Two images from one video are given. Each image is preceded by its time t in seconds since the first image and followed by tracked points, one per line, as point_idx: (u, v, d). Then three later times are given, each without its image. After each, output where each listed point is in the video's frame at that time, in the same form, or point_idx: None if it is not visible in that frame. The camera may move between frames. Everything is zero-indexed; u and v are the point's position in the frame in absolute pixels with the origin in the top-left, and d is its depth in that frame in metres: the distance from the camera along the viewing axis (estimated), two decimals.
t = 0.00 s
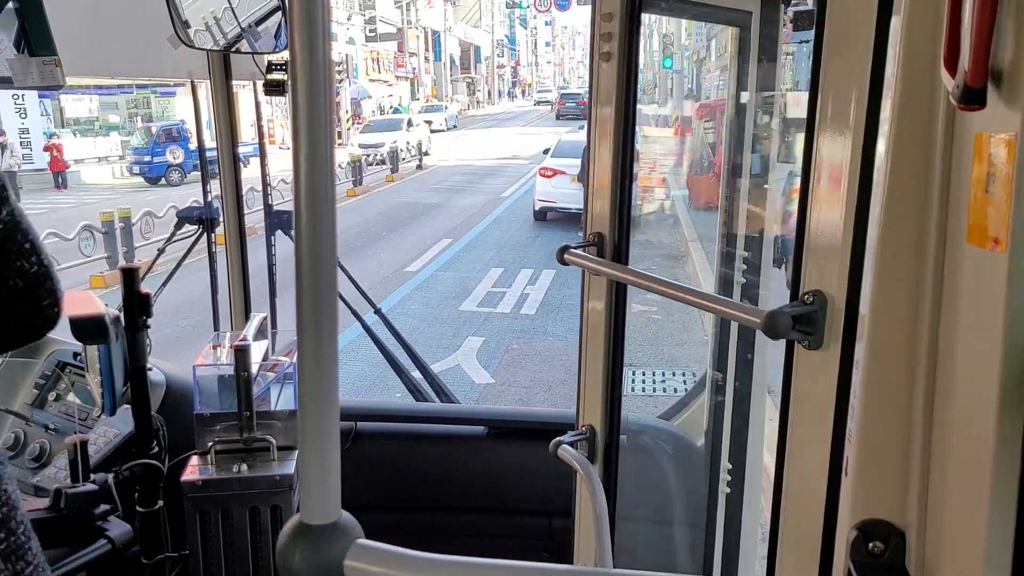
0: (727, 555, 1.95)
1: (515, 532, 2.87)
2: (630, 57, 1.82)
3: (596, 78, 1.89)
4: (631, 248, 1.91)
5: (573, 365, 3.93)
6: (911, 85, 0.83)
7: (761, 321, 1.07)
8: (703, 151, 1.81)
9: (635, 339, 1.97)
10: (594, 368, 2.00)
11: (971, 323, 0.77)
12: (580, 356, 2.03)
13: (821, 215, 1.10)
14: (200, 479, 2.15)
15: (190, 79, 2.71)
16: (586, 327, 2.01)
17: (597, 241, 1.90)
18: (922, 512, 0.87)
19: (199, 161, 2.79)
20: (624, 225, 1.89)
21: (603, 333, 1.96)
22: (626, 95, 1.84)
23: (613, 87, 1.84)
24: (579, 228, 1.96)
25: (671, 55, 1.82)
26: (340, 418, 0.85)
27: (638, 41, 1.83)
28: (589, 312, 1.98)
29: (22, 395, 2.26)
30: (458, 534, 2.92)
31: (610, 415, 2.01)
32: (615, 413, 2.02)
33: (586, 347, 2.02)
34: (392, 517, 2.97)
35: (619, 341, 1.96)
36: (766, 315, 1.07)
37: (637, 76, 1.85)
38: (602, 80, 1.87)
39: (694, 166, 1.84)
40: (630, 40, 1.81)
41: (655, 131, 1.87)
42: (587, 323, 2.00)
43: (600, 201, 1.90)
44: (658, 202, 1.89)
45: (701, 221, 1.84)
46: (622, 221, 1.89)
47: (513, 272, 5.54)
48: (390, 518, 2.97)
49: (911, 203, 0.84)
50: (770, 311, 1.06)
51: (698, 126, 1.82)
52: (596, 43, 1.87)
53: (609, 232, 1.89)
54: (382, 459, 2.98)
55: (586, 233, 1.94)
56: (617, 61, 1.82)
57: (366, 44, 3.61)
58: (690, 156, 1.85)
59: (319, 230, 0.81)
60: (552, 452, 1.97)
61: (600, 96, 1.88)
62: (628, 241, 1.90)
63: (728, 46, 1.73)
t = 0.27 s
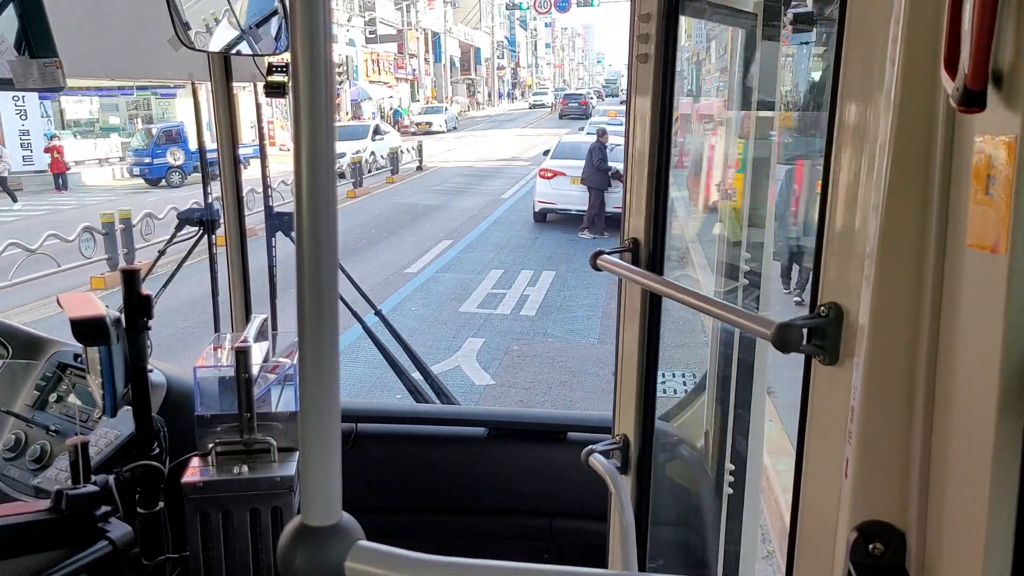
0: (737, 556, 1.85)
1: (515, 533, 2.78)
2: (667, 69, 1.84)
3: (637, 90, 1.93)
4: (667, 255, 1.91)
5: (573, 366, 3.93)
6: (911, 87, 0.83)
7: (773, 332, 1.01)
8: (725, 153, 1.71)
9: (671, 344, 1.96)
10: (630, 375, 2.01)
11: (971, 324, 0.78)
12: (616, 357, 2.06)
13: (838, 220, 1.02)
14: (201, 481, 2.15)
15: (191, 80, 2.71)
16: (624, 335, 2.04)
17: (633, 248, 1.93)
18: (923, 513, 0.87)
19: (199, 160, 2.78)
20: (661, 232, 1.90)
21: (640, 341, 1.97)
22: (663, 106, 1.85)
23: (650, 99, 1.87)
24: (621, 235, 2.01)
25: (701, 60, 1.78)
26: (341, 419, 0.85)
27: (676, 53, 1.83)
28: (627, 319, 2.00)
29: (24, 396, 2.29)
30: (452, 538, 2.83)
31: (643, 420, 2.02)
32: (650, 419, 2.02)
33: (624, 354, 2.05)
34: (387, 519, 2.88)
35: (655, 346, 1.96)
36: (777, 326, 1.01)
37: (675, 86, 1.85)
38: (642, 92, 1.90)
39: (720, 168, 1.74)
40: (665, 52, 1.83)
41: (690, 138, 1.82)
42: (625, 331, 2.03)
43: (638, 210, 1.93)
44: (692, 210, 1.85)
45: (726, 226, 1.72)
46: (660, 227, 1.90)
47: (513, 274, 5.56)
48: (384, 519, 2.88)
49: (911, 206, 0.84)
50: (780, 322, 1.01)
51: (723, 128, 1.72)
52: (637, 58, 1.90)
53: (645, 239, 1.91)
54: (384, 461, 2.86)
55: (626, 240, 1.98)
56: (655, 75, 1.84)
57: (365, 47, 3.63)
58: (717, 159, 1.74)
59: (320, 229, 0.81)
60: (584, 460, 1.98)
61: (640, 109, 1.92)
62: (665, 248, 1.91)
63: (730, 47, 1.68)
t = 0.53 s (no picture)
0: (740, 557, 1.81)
1: (515, 534, 2.75)
2: (701, 64, 1.72)
3: (673, 87, 1.83)
4: (697, 259, 1.81)
5: (572, 366, 3.94)
6: (911, 85, 0.83)
7: (779, 339, 0.96)
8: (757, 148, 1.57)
9: (701, 353, 1.89)
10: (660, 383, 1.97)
11: (972, 325, 0.77)
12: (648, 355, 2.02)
13: (852, 219, 0.97)
14: (201, 481, 2.14)
15: (190, 79, 2.71)
16: (658, 344, 2.00)
17: (663, 251, 1.85)
18: (924, 514, 0.87)
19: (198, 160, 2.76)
20: (692, 235, 1.80)
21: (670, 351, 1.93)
22: (694, 103, 1.75)
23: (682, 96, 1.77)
24: (654, 239, 1.93)
25: (731, 52, 1.66)
26: (341, 418, 0.85)
27: (709, 45, 1.72)
28: (660, 327, 1.97)
29: (22, 396, 2.31)
30: (457, 537, 2.79)
31: (672, 430, 1.96)
32: (679, 430, 1.96)
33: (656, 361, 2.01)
34: (386, 519, 2.84)
35: (686, 355, 1.90)
36: (784, 333, 0.97)
37: (709, 81, 1.73)
38: (676, 90, 1.80)
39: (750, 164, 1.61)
40: (697, 46, 1.71)
41: (723, 136, 1.70)
42: (658, 340, 1.99)
43: (670, 212, 1.84)
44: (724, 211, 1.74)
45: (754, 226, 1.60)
46: (692, 230, 1.80)
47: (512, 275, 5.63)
48: (386, 519, 2.85)
49: (910, 205, 0.84)
50: (788, 330, 0.96)
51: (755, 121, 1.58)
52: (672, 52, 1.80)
53: (675, 242, 1.82)
54: (377, 463, 2.86)
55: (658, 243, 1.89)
56: (687, 70, 1.74)
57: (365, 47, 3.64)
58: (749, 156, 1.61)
59: (319, 226, 0.81)
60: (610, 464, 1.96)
61: (674, 107, 1.82)
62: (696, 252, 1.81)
63: (731, 46, 1.67)
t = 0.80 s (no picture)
0: (740, 553, 1.79)
1: (512, 528, 2.62)
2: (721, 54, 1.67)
3: (693, 78, 1.76)
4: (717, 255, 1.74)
5: (570, 362, 3.96)
6: (910, 81, 0.83)
7: (784, 337, 0.95)
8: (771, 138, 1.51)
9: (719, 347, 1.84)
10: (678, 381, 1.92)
11: (970, 321, 0.77)
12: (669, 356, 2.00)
13: (852, 214, 0.97)
14: (200, 476, 2.12)
15: (188, 75, 2.69)
16: (676, 340, 1.96)
17: (681, 248, 1.79)
18: (922, 510, 0.87)
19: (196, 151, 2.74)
20: (713, 230, 1.73)
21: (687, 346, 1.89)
22: (714, 94, 1.68)
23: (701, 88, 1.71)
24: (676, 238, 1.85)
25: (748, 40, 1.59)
26: (340, 413, 0.85)
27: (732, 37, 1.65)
28: (677, 324, 1.94)
29: (22, 392, 2.29)
30: (459, 531, 2.65)
31: (691, 427, 1.91)
32: (697, 427, 1.91)
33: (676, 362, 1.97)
34: (381, 514, 2.73)
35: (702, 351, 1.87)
36: (789, 331, 0.95)
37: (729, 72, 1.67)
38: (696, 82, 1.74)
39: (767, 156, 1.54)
40: (716, 36, 1.65)
41: (742, 127, 1.63)
42: (675, 335, 1.95)
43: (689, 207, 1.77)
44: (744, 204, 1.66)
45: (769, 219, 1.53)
46: (713, 226, 1.73)
47: (511, 272, 5.70)
48: (386, 516, 2.73)
49: (909, 201, 0.84)
50: (791, 328, 0.95)
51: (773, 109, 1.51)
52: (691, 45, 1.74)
53: (694, 239, 1.75)
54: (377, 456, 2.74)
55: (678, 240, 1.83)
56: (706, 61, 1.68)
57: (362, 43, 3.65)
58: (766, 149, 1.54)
59: (317, 221, 0.81)
60: (627, 461, 1.91)
61: (694, 99, 1.76)
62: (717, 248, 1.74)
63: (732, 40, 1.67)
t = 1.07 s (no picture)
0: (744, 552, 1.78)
1: (513, 529, 2.59)
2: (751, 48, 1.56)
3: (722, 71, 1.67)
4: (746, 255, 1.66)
5: (569, 360, 3.95)
6: (908, 79, 0.83)
7: (787, 340, 0.97)
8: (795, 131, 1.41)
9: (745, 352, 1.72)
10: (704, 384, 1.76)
11: (967, 320, 0.77)
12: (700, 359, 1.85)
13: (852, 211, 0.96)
14: (199, 475, 2.11)
15: (187, 74, 2.70)
16: (706, 335, 1.81)
17: (709, 247, 1.71)
18: (920, 509, 0.87)
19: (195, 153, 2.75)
20: (741, 229, 1.65)
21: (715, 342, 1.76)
22: (743, 89, 1.60)
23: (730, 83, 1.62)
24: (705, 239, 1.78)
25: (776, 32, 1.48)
26: (338, 411, 0.85)
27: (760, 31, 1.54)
28: (706, 323, 1.81)
29: (22, 391, 2.30)
30: (458, 530, 2.63)
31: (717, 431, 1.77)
32: (725, 430, 1.75)
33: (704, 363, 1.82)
34: (379, 514, 2.70)
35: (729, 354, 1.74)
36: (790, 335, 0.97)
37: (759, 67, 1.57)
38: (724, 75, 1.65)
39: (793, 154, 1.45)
40: (745, 30, 1.54)
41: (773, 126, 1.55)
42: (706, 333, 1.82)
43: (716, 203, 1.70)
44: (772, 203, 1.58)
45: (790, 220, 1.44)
46: (741, 224, 1.66)
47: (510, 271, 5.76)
48: (383, 515, 2.70)
49: (906, 200, 0.84)
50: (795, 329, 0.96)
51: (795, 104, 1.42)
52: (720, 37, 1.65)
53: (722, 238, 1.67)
54: (376, 456, 2.71)
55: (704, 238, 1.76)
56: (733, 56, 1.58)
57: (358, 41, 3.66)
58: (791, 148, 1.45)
59: (314, 220, 0.81)
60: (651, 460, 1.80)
61: (723, 93, 1.67)
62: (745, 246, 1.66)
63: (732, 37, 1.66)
